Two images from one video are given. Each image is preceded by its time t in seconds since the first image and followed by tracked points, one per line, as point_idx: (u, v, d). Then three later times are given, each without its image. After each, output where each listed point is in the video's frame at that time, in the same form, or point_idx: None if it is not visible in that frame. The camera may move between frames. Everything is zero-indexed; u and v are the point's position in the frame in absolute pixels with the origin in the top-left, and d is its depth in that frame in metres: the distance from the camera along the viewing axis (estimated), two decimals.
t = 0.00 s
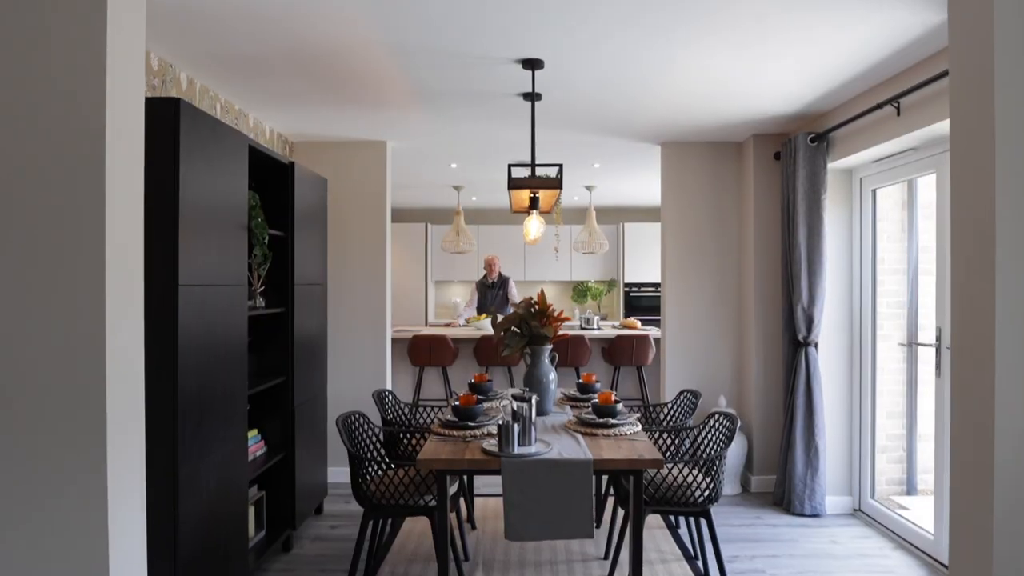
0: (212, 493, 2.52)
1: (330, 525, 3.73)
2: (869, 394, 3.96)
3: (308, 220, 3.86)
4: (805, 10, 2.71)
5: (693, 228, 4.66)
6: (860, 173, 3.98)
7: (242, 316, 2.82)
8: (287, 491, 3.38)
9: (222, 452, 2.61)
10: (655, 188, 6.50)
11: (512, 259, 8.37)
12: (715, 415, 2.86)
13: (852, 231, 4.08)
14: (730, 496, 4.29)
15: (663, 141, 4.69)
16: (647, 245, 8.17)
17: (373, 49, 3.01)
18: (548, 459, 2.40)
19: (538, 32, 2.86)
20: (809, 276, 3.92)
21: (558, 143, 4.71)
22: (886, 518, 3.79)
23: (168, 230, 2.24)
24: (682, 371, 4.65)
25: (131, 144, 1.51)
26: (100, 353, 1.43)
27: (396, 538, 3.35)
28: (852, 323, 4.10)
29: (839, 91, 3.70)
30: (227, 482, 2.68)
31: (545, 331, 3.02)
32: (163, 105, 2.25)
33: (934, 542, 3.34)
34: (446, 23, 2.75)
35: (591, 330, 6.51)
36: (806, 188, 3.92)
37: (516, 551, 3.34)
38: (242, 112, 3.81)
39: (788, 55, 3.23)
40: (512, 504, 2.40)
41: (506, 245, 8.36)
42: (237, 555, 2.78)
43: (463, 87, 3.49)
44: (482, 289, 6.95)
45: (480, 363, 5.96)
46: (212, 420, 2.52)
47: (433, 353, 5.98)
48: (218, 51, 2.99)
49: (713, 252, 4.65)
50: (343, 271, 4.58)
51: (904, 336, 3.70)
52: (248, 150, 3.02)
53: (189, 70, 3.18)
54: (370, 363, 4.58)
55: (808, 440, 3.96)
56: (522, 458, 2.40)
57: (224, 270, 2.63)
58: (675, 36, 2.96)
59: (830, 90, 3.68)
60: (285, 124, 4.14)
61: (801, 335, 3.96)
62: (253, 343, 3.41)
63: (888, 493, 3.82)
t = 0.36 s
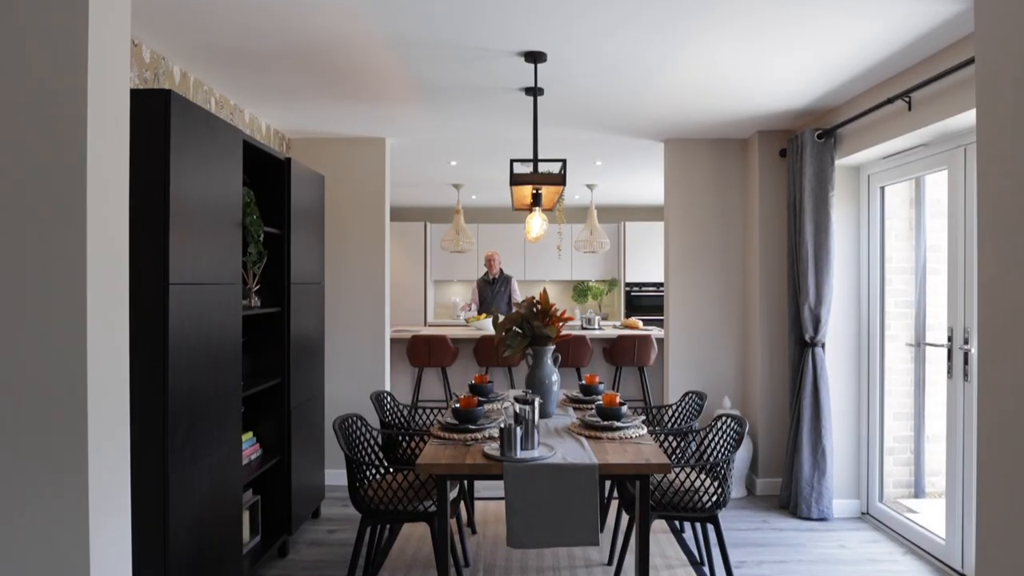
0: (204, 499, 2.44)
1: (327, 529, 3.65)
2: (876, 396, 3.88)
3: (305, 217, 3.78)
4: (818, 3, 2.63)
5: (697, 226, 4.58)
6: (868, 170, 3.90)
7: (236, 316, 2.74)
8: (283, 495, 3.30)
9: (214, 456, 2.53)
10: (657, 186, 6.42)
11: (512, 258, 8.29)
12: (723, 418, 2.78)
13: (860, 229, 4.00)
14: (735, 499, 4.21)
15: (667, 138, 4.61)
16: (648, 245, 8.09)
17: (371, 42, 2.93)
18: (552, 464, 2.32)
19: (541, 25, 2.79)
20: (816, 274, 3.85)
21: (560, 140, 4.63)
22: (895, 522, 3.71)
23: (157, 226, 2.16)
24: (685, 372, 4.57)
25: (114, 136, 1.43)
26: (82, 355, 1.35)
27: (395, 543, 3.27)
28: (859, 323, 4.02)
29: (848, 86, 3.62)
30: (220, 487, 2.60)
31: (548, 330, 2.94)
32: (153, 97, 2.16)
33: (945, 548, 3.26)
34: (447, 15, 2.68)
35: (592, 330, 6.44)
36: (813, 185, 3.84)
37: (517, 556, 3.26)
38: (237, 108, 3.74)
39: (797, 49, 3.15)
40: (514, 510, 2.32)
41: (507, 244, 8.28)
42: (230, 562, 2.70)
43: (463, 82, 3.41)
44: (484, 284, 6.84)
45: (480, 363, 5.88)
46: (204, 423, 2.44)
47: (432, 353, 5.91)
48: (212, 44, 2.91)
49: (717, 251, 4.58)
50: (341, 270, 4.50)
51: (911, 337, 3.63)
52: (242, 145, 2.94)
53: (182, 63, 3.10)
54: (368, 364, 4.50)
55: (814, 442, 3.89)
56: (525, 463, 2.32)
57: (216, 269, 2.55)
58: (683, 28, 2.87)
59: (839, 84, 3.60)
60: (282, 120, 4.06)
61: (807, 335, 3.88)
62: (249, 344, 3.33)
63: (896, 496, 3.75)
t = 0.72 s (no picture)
0: (189, 507, 2.32)
1: (321, 535, 3.54)
2: (885, 397, 3.77)
3: (299, 213, 3.67)
4: None
5: (701, 224, 4.47)
6: (878, 166, 3.79)
7: (224, 316, 2.63)
8: (274, 500, 3.19)
9: (200, 462, 2.42)
10: (659, 183, 6.31)
11: (511, 257, 8.18)
12: (731, 421, 2.67)
13: (869, 226, 3.88)
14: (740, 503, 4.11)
15: (670, 133, 4.50)
16: (649, 243, 7.98)
17: (364, 30, 2.82)
18: (553, 470, 2.21)
19: (542, 13, 2.67)
20: (825, 273, 3.74)
21: (560, 135, 4.52)
22: (904, 526, 3.61)
23: (138, 221, 2.05)
24: (689, 373, 4.47)
25: (80, 120, 1.31)
26: (45, 357, 1.24)
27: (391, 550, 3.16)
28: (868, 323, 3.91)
29: (859, 78, 3.51)
30: (208, 494, 2.49)
31: (548, 330, 2.83)
32: (133, 85, 2.05)
33: (958, 554, 3.16)
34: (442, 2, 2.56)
35: (593, 330, 6.33)
36: (821, 181, 3.73)
37: (517, 564, 3.15)
38: (227, 101, 3.63)
39: (806, 39, 3.04)
40: (514, 519, 2.21)
41: (506, 243, 8.17)
42: (218, 572, 2.58)
43: (461, 72, 3.30)
44: (486, 283, 6.76)
45: (478, 364, 5.77)
46: (190, 428, 2.33)
47: (430, 353, 5.80)
48: (199, 32, 2.79)
49: (721, 248, 4.47)
50: (336, 268, 4.39)
51: (921, 337, 3.54)
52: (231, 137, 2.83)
53: (169, 53, 2.98)
54: (364, 365, 4.39)
55: (823, 444, 3.78)
56: (525, 469, 2.21)
57: (202, 266, 2.44)
58: (690, 15, 2.74)
59: (849, 76, 3.49)
60: (275, 113, 3.95)
61: (815, 335, 3.78)
62: (239, 344, 3.22)
63: (906, 500, 3.65)
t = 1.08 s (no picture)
0: (166, 520, 2.20)
1: (311, 545, 3.42)
2: (895, 401, 3.65)
3: (289, 210, 3.55)
4: None
5: (704, 221, 4.35)
6: (888, 161, 3.67)
7: (206, 317, 2.51)
8: (261, 509, 3.06)
9: (179, 471, 2.29)
10: (660, 181, 6.19)
11: (509, 256, 8.05)
12: (739, 427, 2.54)
13: (879, 224, 3.75)
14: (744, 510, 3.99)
15: (671, 128, 4.37)
16: (649, 242, 7.86)
17: (354, 19, 2.70)
18: (552, 481, 2.08)
19: None
20: (833, 272, 3.62)
21: (559, 131, 4.40)
22: (914, 534, 3.50)
23: (109, 216, 1.93)
24: (691, 375, 4.34)
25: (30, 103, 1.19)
26: None
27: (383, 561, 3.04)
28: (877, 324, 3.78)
29: (868, 70, 3.39)
30: (187, 504, 2.36)
31: (548, 332, 2.71)
32: (105, 71, 1.93)
33: (972, 564, 3.05)
34: None
35: (592, 330, 6.21)
36: (829, 178, 3.61)
37: None
38: (214, 93, 3.51)
39: (814, 29, 2.91)
40: (509, 532, 2.08)
41: (503, 242, 8.05)
42: None
43: (455, 64, 3.18)
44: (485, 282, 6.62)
45: (475, 365, 5.65)
46: (167, 435, 2.21)
47: (426, 354, 5.67)
48: (181, 21, 2.67)
49: (725, 247, 4.35)
50: (328, 267, 4.27)
51: (930, 338, 3.43)
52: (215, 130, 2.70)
53: (150, 43, 2.87)
54: (357, 367, 4.27)
55: (830, 450, 3.66)
56: (521, 480, 2.09)
57: (181, 266, 2.32)
58: (695, 2, 2.62)
59: (858, 68, 3.37)
60: (264, 107, 3.84)
61: (822, 337, 3.66)
62: (225, 346, 3.09)
63: (915, 506, 3.54)
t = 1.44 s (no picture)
0: (142, 531, 2.09)
1: (300, 553, 3.32)
2: (902, 405, 3.54)
3: (279, 207, 3.44)
4: None
5: (706, 220, 4.24)
6: (895, 158, 3.56)
7: (187, 318, 2.40)
8: (248, 517, 2.96)
9: (157, 480, 2.18)
10: (660, 178, 6.08)
11: (507, 256, 7.95)
12: (745, 431, 2.44)
13: (886, 222, 3.65)
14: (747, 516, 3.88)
15: (672, 124, 4.27)
16: (649, 241, 7.76)
17: (343, 8, 2.59)
18: (549, 491, 1.97)
19: None
20: (839, 272, 3.51)
21: (557, 126, 4.30)
22: (922, 541, 3.40)
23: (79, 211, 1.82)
24: (693, 377, 4.23)
25: None
26: None
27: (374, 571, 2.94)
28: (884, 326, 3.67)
29: (875, 64, 3.29)
30: (166, 514, 2.25)
31: (546, 333, 2.61)
32: (74, 59, 1.83)
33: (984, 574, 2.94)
34: None
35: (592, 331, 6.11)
36: (835, 174, 3.51)
37: None
38: (200, 87, 3.41)
39: (821, 21, 2.81)
40: (504, 546, 1.97)
41: (501, 241, 7.94)
42: None
43: (450, 56, 3.07)
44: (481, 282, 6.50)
45: (471, 366, 5.54)
46: (143, 443, 2.10)
47: (422, 355, 5.57)
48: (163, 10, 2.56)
49: (728, 247, 4.24)
50: (320, 266, 4.16)
51: (937, 339, 3.34)
52: (199, 124, 2.60)
53: (132, 32, 2.76)
54: (350, 369, 4.16)
55: (836, 454, 3.56)
56: (516, 490, 1.98)
57: (160, 264, 2.21)
58: None
59: (865, 61, 3.26)
60: (253, 102, 3.73)
61: (828, 338, 3.56)
62: (211, 348, 2.99)
63: (922, 512, 3.44)
